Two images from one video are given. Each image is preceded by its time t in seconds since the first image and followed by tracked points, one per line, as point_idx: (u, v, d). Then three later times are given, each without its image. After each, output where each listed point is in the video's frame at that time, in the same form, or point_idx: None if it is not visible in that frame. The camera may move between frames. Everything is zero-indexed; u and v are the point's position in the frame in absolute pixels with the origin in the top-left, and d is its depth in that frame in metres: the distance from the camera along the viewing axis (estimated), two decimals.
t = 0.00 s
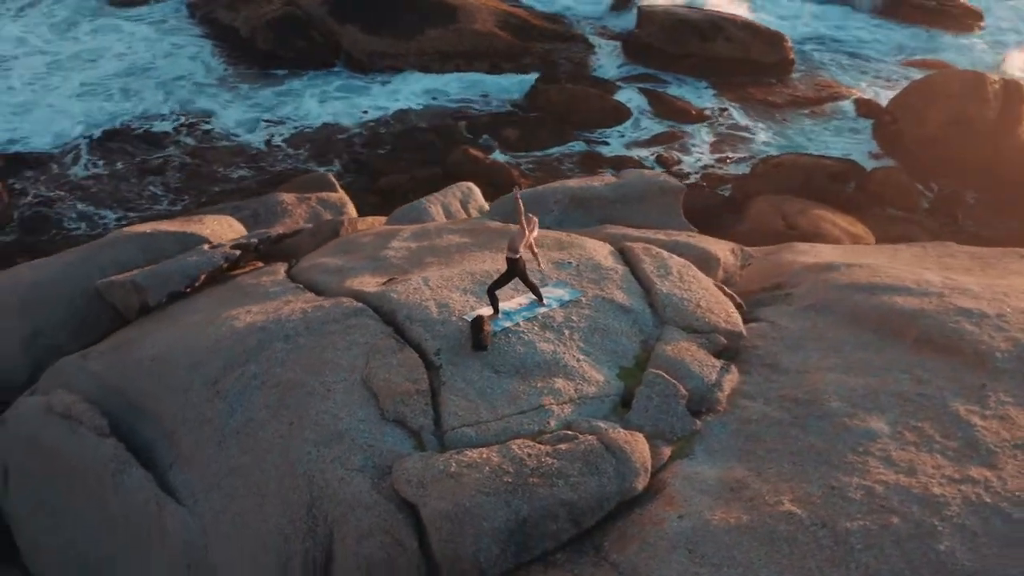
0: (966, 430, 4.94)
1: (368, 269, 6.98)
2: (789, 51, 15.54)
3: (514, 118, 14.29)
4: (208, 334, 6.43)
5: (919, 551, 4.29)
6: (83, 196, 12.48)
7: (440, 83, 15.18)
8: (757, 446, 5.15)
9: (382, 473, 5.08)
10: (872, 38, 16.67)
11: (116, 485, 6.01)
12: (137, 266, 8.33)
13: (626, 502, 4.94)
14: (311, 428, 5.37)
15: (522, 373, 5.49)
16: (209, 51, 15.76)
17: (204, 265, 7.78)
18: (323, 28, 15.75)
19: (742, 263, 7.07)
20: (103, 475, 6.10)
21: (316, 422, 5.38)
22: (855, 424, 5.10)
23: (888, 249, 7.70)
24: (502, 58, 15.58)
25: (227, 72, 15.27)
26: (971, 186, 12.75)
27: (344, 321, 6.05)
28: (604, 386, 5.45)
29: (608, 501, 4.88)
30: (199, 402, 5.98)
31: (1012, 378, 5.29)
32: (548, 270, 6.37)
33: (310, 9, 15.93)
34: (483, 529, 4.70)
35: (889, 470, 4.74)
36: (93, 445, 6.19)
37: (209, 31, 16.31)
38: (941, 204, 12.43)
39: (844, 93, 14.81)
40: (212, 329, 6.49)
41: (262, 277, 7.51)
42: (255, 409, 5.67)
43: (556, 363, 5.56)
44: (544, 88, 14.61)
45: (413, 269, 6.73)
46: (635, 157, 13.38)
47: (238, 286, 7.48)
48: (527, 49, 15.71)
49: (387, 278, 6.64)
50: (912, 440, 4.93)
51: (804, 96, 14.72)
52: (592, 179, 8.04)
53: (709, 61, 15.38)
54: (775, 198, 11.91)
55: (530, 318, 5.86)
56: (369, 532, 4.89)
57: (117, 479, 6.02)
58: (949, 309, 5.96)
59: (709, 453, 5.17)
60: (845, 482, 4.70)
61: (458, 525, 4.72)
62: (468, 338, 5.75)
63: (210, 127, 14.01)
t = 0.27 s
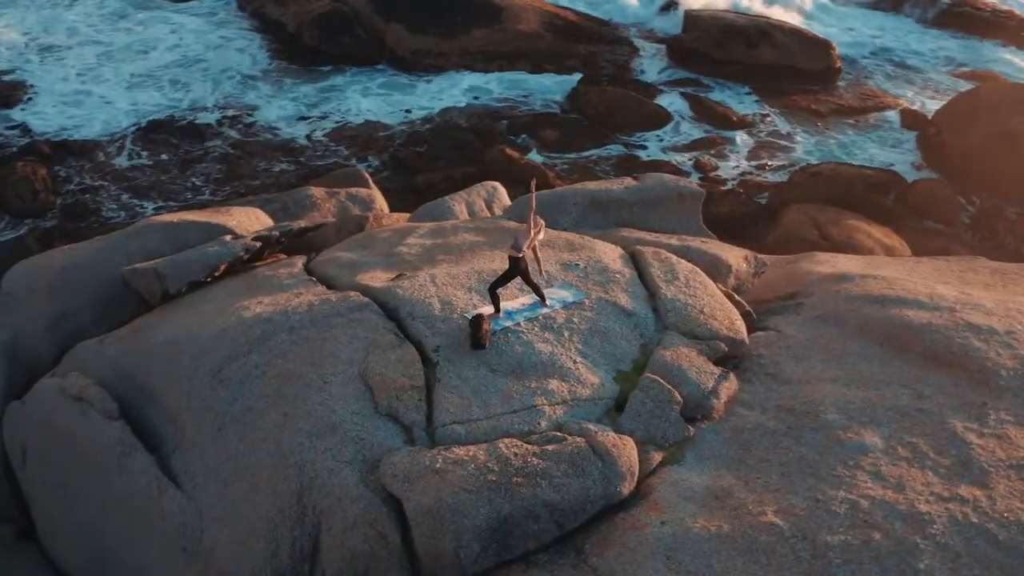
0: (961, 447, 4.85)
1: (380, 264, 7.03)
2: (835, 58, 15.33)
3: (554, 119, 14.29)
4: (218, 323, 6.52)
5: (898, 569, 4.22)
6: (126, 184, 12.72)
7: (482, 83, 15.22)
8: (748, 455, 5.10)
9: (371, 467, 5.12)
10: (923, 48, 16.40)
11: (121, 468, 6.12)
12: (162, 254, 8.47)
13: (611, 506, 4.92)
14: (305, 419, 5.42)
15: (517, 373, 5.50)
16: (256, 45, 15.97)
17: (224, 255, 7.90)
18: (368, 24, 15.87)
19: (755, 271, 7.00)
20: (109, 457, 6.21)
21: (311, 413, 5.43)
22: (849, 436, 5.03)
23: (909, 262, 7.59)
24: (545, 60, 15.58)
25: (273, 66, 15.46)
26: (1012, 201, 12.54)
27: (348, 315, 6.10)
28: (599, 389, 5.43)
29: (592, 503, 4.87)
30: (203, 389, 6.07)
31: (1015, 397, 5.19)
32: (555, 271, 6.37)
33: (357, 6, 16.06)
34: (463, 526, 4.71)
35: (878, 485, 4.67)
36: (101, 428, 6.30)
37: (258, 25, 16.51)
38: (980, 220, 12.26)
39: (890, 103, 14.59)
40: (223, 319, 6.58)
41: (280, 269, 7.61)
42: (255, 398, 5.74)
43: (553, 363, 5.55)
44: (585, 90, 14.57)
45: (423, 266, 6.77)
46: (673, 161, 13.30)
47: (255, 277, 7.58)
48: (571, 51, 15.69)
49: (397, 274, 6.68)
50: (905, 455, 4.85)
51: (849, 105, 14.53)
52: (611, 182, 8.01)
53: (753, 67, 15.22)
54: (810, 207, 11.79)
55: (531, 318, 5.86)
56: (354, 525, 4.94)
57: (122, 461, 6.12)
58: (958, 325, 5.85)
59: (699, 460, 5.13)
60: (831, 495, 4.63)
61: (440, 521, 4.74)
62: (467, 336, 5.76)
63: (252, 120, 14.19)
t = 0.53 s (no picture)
0: (956, 463, 4.78)
1: (391, 261, 7.07)
2: (876, 66, 15.13)
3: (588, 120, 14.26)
4: (228, 315, 6.60)
5: None
6: (161, 176, 12.92)
7: (518, 83, 15.23)
8: (740, 463, 5.06)
9: (363, 461, 5.16)
10: (968, 57, 16.13)
11: (126, 453, 6.22)
12: (184, 245, 8.59)
13: (598, 509, 4.90)
14: (301, 411, 5.47)
15: (514, 373, 5.50)
16: (297, 41, 16.12)
17: (242, 248, 7.98)
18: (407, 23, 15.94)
19: (766, 279, 6.94)
20: (116, 443, 6.32)
21: (307, 406, 5.47)
22: (842, 448, 4.96)
23: (928, 274, 7.47)
24: (582, 61, 15.54)
25: (312, 63, 15.60)
26: None
27: (352, 310, 6.14)
28: (594, 392, 5.42)
29: (579, 506, 4.85)
30: (207, 379, 6.14)
31: (1016, 414, 5.09)
32: (562, 272, 6.36)
33: (396, 4, 16.13)
34: (447, 523, 4.73)
35: (866, 498, 4.61)
36: (109, 413, 6.41)
37: (299, 21, 16.66)
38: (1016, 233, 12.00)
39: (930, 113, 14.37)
40: (232, 310, 6.66)
41: (295, 263, 7.68)
42: (256, 389, 5.80)
43: (550, 364, 5.54)
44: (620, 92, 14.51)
45: (431, 264, 6.79)
46: (706, 166, 13.19)
47: (271, 271, 7.66)
48: (609, 52, 15.64)
49: (405, 271, 6.71)
50: (898, 469, 4.78)
51: (888, 114, 14.33)
52: (629, 185, 7.98)
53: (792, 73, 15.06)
54: (840, 216, 11.65)
55: (532, 318, 5.86)
56: (342, 519, 4.97)
57: (127, 447, 6.23)
58: (966, 338, 5.76)
59: (691, 466, 5.10)
60: (817, 506, 4.58)
61: (424, 518, 4.76)
62: (466, 334, 5.77)
63: (288, 115, 14.32)
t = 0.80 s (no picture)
0: (949, 478, 4.70)
1: (403, 258, 7.10)
2: (918, 74, 14.92)
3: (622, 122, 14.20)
4: (238, 307, 6.67)
5: None
6: (196, 169, 13.11)
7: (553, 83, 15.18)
8: (732, 470, 5.03)
9: (355, 455, 5.19)
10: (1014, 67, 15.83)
11: (133, 439, 6.31)
12: (207, 237, 8.70)
13: (585, 511, 4.90)
14: (299, 403, 5.51)
15: (511, 373, 5.50)
16: (336, 37, 16.24)
17: (260, 241, 8.06)
18: (446, 21, 15.99)
19: (778, 286, 6.88)
20: (123, 428, 6.41)
21: (305, 399, 5.52)
22: (835, 459, 4.91)
23: (946, 286, 7.35)
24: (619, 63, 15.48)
25: (350, 60, 15.70)
26: None
27: (357, 305, 6.18)
28: (590, 394, 5.41)
29: (566, 507, 4.85)
30: (213, 369, 6.22)
31: (1016, 431, 5.00)
32: (568, 274, 6.35)
33: (436, 3, 16.18)
34: (432, 520, 4.75)
35: (854, 510, 4.55)
36: (118, 399, 6.50)
37: (340, 18, 16.78)
38: None
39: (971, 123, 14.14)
40: (243, 302, 6.73)
41: (311, 258, 7.74)
42: (257, 380, 5.86)
43: (547, 365, 5.54)
44: (655, 95, 14.41)
45: (440, 262, 6.81)
46: (739, 172, 13.06)
47: (286, 264, 7.73)
48: (646, 55, 15.56)
49: (413, 268, 6.74)
50: (889, 481, 4.72)
51: (927, 124, 14.13)
52: (647, 188, 7.94)
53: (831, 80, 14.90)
54: (872, 225, 11.50)
55: (534, 319, 5.86)
56: (332, 511, 5.02)
57: (134, 433, 6.31)
58: (973, 353, 5.67)
59: (683, 472, 5.07)
60: (803, 517, 4.53)
61: (410, 514, 4.79)
62: (467, 332, 5.79)
63: (324, 111, 14.44)
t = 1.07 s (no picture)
0: (939, 495, 4.62)
1: (416, 254, 7.13)
2: (967, 84, 14.62)
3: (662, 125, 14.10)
4: (250, 297, 6.76)
5: None
6: (237, 160, 13.29)
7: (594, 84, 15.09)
8: (721, 478, 4.98)
9: (347, 447, 5.24)
10: None
11: (142, 423, 6.42)
12: (233, 228, 8.82)
13: (570, 512, 4.89)
14: (298, 394, 5.58)
15: (507, 372, 5.51)
16: (382, 34, 16.34)
17: (282, 233, 8.15)
18: (491, 21, 16.01)
19: (790, 295, 6.80)
20: (134, 413, 6.52)
21: (304, 390, 5.58)
22: (825, 471, 4.84)
23: (967, 300, 7.22)
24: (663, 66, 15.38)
25: (394, 56, 15.80)
26: None
27: (363, 299, 6.23)
28: (585, 396, 5.40)
29: (551, 508, 4.85)
30: (220, 357, 6.30)
31: (1015, 450, 4.91)
32: (575, 275, 6.34)
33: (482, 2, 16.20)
34: (415, 514, 4.78)
35: (837, 524, 4.50)
36: (131, 384, 6.62)
37: (387, 15, 16.89)
38: None
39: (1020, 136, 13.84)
40: (255, 293, 6.82)
41: (330, 252, 7.81)
42: (261, 369, 5.93)
43: (544, 365, 5.54)
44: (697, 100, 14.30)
45: (451, 260, 6.83)
46: (778, 180, 12.86)
47: (305, 257, 7.81)
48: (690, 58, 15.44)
49: (423, 265, 6.76)
50: (877, 496, 4.65)
51: (974, 135, 13.86)
52: (667, 192, 7.88)
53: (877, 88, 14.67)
54: (909, 236, 11.31)
55: (536, 319, 5.85)
56: (321, 502, 5.07)
57: (143, 417, 6.42)
58: (979, 368, 5.56)
59: (672, 477, 5.04)
60: (785, 528, 4.49)
61: (395, 507, 4.82)
62: (467, 329, 5.80)
63: (365, 107, 14.55)
